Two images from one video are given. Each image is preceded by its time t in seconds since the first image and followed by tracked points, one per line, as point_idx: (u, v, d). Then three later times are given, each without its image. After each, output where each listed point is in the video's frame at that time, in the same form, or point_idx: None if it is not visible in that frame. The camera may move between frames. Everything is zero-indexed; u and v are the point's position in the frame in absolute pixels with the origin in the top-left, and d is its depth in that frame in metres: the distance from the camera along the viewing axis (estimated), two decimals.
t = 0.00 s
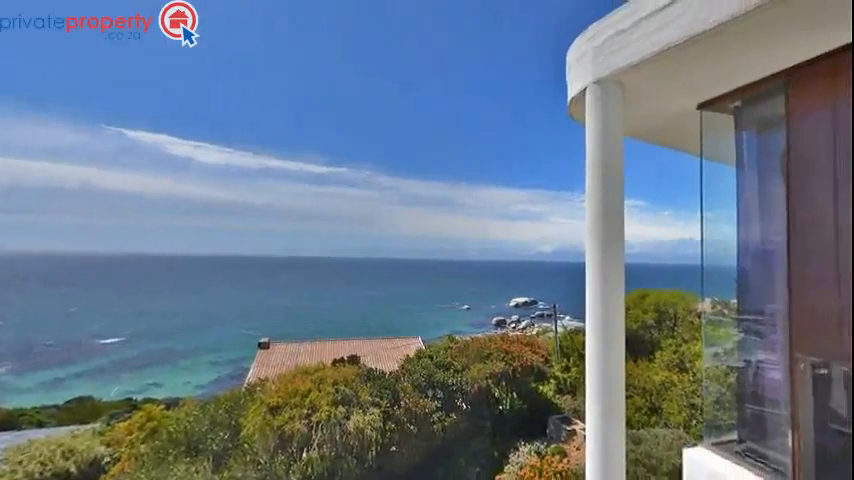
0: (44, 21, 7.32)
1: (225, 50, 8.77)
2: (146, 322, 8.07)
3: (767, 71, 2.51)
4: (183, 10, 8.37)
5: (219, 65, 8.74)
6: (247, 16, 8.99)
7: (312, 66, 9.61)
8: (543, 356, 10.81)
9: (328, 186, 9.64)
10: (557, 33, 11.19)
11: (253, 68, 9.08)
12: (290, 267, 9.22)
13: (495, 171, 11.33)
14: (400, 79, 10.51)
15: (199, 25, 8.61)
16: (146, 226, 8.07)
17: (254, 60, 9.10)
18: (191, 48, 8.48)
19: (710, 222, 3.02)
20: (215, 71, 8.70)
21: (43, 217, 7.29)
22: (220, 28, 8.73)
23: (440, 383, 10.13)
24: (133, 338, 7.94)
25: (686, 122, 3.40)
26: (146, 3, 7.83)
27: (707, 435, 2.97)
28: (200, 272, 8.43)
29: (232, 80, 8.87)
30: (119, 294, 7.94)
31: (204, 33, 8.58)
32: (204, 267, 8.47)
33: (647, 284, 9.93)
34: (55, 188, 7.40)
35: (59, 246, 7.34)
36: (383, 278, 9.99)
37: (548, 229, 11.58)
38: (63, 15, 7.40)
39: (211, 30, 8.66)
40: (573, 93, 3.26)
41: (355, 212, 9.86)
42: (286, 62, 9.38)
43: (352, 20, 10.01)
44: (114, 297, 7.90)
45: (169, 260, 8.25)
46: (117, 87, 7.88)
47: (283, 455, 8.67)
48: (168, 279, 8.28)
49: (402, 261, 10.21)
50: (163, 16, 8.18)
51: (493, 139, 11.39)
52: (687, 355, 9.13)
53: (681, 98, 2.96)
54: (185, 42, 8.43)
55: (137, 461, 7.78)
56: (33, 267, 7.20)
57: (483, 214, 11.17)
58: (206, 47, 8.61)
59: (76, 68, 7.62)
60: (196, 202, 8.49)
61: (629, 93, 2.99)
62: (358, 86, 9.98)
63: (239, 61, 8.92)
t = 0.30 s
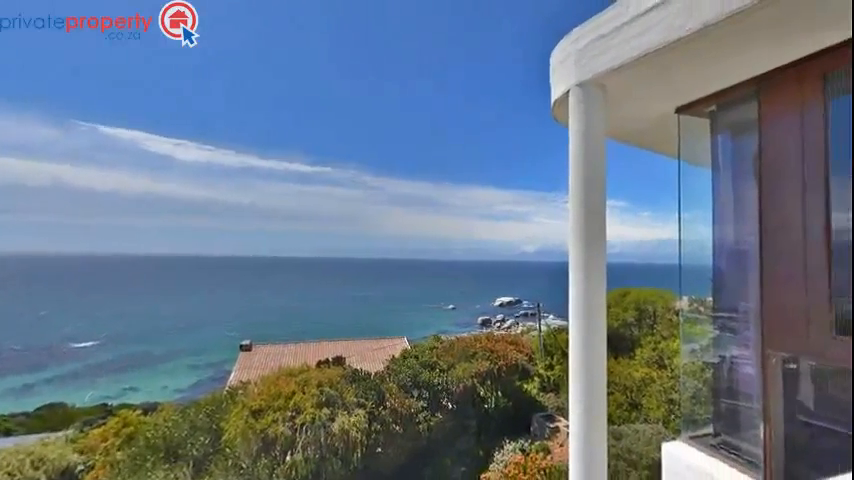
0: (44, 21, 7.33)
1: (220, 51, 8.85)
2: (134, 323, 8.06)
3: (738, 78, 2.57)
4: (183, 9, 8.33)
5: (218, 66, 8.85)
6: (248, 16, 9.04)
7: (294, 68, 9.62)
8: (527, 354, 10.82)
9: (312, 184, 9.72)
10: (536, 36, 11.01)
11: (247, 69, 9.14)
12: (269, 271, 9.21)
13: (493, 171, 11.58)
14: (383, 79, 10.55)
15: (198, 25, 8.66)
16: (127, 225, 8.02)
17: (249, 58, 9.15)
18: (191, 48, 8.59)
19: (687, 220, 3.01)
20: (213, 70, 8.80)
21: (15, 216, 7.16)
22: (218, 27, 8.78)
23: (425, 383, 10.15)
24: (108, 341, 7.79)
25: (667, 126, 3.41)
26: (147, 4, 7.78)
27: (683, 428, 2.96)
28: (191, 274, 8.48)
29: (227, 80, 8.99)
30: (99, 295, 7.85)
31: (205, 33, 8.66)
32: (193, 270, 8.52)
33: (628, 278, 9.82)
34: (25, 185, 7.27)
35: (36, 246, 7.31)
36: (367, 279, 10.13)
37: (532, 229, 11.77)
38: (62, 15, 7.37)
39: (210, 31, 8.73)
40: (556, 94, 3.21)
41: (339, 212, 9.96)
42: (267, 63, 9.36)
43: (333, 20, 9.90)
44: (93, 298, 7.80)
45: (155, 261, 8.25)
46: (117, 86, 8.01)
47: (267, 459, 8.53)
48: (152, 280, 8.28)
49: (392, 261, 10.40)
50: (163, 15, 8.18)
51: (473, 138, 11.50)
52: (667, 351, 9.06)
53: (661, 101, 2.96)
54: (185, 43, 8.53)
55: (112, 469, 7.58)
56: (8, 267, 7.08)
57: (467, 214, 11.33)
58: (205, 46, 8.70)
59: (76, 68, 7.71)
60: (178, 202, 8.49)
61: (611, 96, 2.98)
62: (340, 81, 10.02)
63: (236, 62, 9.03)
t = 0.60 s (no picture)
0: (44, 21, 7.55)
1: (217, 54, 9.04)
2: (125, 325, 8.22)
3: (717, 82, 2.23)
4: (183, 10, 8.56)
5: (214, 64, 9.02)
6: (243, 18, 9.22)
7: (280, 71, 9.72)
8: (513, 353, 10.87)
9: (299, 183, 9.77)
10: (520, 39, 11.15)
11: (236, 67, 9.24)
12: (251, 271, 9.26)
13: (460, 173, 11.49)
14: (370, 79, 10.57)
15: (198, 25, 8.91)
16: (110, 227, 8.03)
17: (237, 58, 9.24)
18: (191, 48, 8.85)
19: (668, 219, 2.67)
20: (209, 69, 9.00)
21: None
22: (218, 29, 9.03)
23: (412, 383, 10.22)
24: (85, 345, 7.79)
25: (652, 127, 3.02)
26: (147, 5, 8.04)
27: (666, 424, 2.59)
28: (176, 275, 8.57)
29: (222, 79, 9.14)
30: (79, 300, 7.85)
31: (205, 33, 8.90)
32: (179, 270, 8.62)
33: (614, 277, 9.60)
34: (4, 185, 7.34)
35: (13, 246, 7.34)
36: (351, 277, 10.14)
37: (520, 230, 11.82)
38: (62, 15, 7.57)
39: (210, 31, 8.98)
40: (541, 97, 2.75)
41: (326, 211, 9.98)
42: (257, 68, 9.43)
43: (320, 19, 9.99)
44: (72, 300, 7.80)
45: (135, 262, 8.24)
46: (113, 86, 8.26)
47: (251, 462, 8.68)
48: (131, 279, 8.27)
49: (375, 260, 10.38)
50: (163, 16, 8.44)
51: (465, 138, 11.59)
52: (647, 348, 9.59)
53: (638, 103, 2.59)
54: (185, 42, 8.80)
55: (90, 473, 7.73)
56: None
57: (454, 214, 11.35)
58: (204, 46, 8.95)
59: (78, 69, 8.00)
60: (159, 201, 8.50)
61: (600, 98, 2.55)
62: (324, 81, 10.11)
63: (231, 62, 9.18)
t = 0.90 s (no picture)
0: (44, 21, 7.44)
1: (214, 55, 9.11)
2: (97, 331, 8.04)
3: (694, 87, 2.14)
4: (183, 10, 8.42)
5: (211, 64, 9.11)
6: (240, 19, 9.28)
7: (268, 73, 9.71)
8: (499, 352, 10.87)
9: (283, 182, 9.78)
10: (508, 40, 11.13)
11: (231, 69, 9.32)
12: (219, 272, 9.07)
13: (455, 171, 11.61)
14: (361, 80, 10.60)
15: (198, 24, 8.94)
16: (89, 225, 7.88)
17: (232, 60, 9.32)
18: (192, 48, 8.92)
19: (647, 221, 2.60)
20: (206, 70, 9.09)
21: None
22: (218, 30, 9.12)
23: (398, 384, 10.25)
24: (55, 349, 7.56)
25: (630, 132, 2.94)
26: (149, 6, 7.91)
27: (644, 419, 2.54)
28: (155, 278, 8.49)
29: (217, 80, 9.24)
30: (59, 296, 7.66)
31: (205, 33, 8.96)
32: (160, 272, 8.57)
33: (593, 278, 9.48)
34: None
35: None
36: (338, 279, 10.22)
37: (505, 230, 11.92)
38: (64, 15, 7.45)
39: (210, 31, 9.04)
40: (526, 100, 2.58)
41: (311, 210, 9.97)
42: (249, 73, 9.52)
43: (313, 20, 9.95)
44: (46, 301, 7.57)
45: (121, 264, 8.23)
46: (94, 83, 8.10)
47: (233, 467, 8.63)
48: (114, 280, 8.20)
49: (361, 260, 10.43)
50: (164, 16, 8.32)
51: (460, 138, 11.69)
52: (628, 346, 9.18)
53: (616, 108, 2.50)
54: (185, 43, 8.82)
55: None
56: None
57: (439, 215, 11.37)
58: (204, 48, 9.02)
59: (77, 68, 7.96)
60: (138, 199, 8.43)
61: (583, 103, 2.42)
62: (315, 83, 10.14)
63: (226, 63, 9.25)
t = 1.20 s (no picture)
0: (44, 22, 7.71)
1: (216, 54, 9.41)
2: (76, 332, 8.03)
3: (676, 91, 2.08)
4: (183, 10, 8.74)
5: (215, 65, 9.43)
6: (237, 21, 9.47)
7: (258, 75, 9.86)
8: (486, 351, 10.89)
9: (278, 181, 10.02)
10: (493, 39, 11.11)
11: (229, 68, 9.53)
12: (210, 274, 9.25)
13: (438, 174, 11.69)
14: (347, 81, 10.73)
15: (198, 24, 9.22)
16: (70, 224, 7.93)
17: (232, 59, 9.58)
18: (191, 48, 9.20)
19: (630, 221, 2.55)
20: (210, 71, 9.39)
21: None
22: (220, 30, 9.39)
23: (386, 384, 10.19)
24: (26, 354, 7.57)
25: (614, 132, 2.89)
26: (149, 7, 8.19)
27: (628, 414, 2.43)
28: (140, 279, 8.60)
29: (219, 79, 9.52)
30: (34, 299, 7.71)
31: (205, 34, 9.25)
32: (146, 273, 8.68)
33: (576, 276, 9.07)
34: None
35: None
36: (324, 279, 10.33)
37: (491, 230, 12.01)
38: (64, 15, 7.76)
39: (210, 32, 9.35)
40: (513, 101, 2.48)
41: (298, 211, 10.14)
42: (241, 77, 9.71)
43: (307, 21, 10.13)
44: (29, 306, 7.70)
45: (117, 264, 8.45)
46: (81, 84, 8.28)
47: (217, 470, 8.64)
48: (107, 280, 8.41)
49: (348, 261, 10.58)
50: (164, 16, 8.63)
51: (446, 138, 11.77)
52: (611, 345, 8.75)
53: (599, 110, 2.45)
54: (185, 43, 9.11)
55: None
56: None
57: (426, 215, 11.48)
58: (204, 48, 9.30)
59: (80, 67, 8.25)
60: (116, 200, 8.54)
61: (566, 102, 2.34)
62: (306, 81, 10.29)
63: (225, 64, 9.51)
